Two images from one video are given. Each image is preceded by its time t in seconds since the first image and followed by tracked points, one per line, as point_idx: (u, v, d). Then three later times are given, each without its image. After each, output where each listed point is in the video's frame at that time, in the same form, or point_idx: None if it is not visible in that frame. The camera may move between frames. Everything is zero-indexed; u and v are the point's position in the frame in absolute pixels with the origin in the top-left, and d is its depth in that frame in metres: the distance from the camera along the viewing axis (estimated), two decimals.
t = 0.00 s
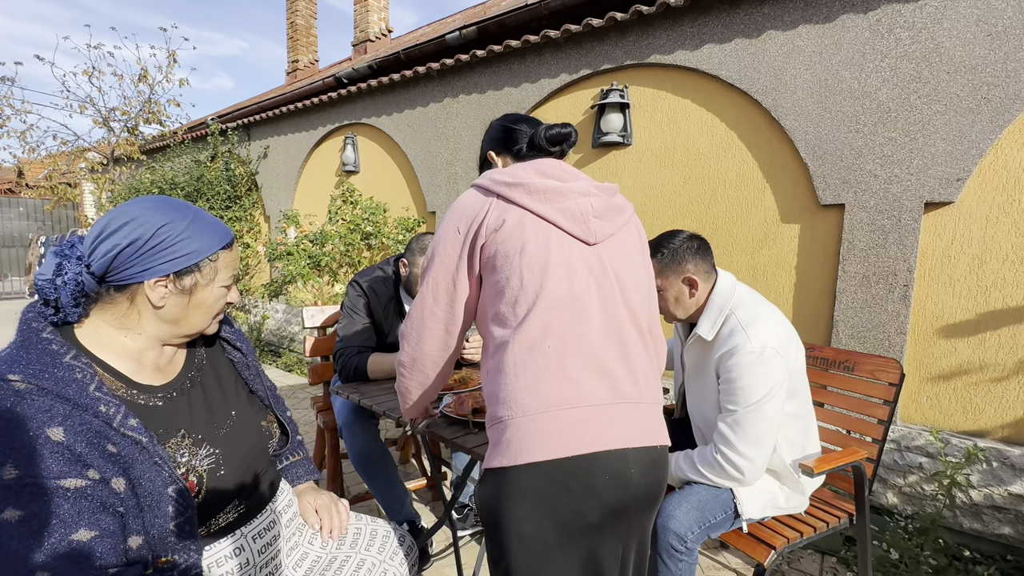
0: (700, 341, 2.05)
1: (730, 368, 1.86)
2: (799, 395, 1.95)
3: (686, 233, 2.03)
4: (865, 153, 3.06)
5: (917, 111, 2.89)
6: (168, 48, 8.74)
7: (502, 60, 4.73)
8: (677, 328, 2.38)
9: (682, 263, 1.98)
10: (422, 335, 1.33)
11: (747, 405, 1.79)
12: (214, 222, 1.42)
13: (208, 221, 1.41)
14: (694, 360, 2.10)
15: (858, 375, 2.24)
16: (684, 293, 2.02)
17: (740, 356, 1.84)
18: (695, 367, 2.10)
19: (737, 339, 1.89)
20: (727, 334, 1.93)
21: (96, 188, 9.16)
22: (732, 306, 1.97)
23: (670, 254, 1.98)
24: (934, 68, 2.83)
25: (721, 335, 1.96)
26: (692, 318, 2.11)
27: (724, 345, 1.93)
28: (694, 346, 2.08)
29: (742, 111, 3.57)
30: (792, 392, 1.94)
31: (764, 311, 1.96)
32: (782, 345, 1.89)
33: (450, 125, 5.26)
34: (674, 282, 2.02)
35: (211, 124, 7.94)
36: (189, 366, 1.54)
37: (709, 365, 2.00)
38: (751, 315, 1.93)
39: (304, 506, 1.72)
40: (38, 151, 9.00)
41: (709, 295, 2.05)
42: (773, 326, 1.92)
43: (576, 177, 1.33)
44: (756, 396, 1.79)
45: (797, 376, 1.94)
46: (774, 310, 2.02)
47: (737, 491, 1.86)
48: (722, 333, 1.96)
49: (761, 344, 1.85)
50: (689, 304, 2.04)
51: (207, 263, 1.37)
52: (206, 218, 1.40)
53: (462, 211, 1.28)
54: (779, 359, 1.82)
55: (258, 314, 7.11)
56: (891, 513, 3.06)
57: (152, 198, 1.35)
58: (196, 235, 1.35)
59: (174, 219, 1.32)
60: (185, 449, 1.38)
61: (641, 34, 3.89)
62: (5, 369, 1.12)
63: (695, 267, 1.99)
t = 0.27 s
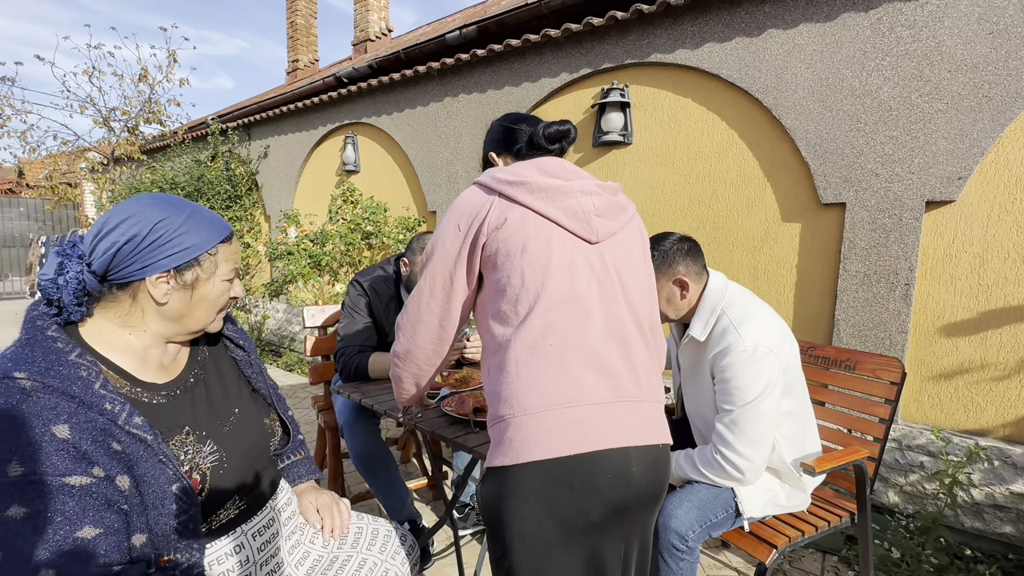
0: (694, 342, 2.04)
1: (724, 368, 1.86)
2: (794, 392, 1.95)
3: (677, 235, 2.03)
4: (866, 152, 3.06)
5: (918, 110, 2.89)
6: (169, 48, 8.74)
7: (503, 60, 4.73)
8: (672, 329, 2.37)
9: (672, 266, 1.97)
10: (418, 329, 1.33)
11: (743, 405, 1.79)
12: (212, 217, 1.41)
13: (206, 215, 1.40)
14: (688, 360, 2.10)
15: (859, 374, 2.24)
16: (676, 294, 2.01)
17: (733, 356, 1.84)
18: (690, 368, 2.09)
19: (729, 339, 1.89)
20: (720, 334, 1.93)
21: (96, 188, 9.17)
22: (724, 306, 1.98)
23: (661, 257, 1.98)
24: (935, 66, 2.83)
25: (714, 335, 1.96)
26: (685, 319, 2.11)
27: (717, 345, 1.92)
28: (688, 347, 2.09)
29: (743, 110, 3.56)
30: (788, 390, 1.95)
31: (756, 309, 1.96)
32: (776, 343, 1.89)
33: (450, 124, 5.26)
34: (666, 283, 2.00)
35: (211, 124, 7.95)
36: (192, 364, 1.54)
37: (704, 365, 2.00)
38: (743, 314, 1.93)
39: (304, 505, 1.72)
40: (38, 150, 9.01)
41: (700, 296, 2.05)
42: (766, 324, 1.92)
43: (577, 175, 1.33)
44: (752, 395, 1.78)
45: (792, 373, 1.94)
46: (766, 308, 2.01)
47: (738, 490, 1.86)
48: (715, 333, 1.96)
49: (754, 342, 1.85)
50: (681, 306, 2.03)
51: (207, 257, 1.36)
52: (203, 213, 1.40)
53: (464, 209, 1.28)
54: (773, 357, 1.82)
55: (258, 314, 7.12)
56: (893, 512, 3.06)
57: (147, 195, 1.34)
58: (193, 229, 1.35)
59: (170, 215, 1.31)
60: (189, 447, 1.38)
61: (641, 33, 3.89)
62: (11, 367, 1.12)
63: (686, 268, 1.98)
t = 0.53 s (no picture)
0: (685, 346, 2.03)
1: (716, 371, 1.84)
2: (791, 391, 1.94)
3: (661, 241, 2.06)
4: (870, 151, 3.05)
5: (922, 109, 2.88)
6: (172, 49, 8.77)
7: (505, 59, 4.73)
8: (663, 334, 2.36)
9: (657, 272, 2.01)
10: (422, 330, 1.32)
11: (738, 406, 1.77)
12: (190, 199, 1.41)
13: (184, 199, 1.39)
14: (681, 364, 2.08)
15: (864, 374, 2.23)
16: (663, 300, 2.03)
17: (724, 357, 1.83)
18: (683, 372, 2.08)
19: (719, 341, 1.87)
20: (709, 336, 1.92)
21: (100, 188, 9.20)
22: (712, 309, 1.97)
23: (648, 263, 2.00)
24: (940, 65, 2.82)
25: (704, 338, 1.95)
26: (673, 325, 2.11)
27: (708, 348, 1.91)
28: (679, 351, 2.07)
29: (746, 109, 3.55)
30: (783, 388, 1.93)
31: (745, 309, 1.95)
32: (766, 342, 1.87)
33: (453, 124, 5.26)
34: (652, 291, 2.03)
35: (214, 124, 7.96)
36: (203, 362, 1.55)
37: (696, 369, 1.99)
38: (733, 315, 1.92)
39: (309, 505, 1.72)
40: (42, 151, 9.04)
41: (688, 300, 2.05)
42: (756, 323, 1.91)
43: (582, 175, 1.33)
44: (746, 395, 1.77)
45: (787, 371, 1.92)
46: (756, 307, 2.01)
47: (741, 490, 1.86)
48: (704, 336, 1.95)
49: (744, 343, 1.83)
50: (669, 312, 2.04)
51: (196, 235, 1.37)
52: (180, 196, 1.39)
53: (469, 206, 1.28)
54: (764, 356, 1.80)
55: (262, 313, 7.14)
56: (897, 513, 3.05)
57: (121, 190, 1.34)
58: (174, 213, 1.34)
59: (147, 201, 1.31)
60: (200, 443, 1.39)
61: (644, 32, 3.88)
62: (29, 360, 1.14)
63: (671, 275, 2.00)
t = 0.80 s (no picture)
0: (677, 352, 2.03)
1: (706, 376, 1.82)
2: (785, 393, 1.92)
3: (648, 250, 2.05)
4: (876, 151, 3.03)
5: (929, 108, 2.86)
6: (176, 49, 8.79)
7: (508, 59, 4.72)
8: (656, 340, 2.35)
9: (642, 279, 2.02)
10: (430, 337, 1.29)
11: (732, 410, 1.76)
12: (196, 200, 1.40)
13: (190, 199, 1.39)
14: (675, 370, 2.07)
15: (870, 376, 2.21)
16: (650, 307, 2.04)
17: (713, 361, 1.81)
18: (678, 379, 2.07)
19: (707, 346, 1.86)
20: (697, 341, 1.90)
21: (105, 188, 9.25)
22: (699, 314, 1.97)
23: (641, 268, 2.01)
24: (947, 64, 2.80)
25: (692, 343, 1.93)
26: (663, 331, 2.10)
27: (697, 353, 1.89)
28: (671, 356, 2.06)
29: (751, 109, 3.54)
30: (776, 390, 1.92)
31: (734, 312, 1.93)
32: (755, 343, 1.84)
33: (456, 124, 5.26)
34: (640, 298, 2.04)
35: (218, 124, 7.99)
36: (208, 362, 1.54)
37: (687, 374, 1.97)
38: (720, 319, 1.90)
39: (313, 506, 1.72)
40: (48, 151, 9.09)
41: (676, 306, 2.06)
42: (744, 324, 1.88)
43: (589, 176, 1.32)
44: (739, 399, 1.75)
45: (779, 372, 1.90)
46: (747, 309, 2.00)
47: (744, 492, 1.85)
48: (693, 341, 1.93)
49: (731, 346, 1.81)
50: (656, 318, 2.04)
51: (202, 233, 1.37)
52: (186, 196, 1.39)
53: (476, 205, 1.26)
54: (753, 358, 1.78)
55: (266, 313, 7.16)
56: (902, 515, 3.04)
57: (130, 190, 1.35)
58: (181, 211, 1.35)
59: (155, 200, 1.32)
60: (207, 441, 1.39)
61: (648, 32, 3.87)
62: (41, 357, 1.14)
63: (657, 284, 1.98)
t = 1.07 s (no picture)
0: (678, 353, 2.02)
1: (707, 379, 1.80)
2: (786, 393, 1.90)
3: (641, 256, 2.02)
4: (883, 149, 3.00)
5: (938, 106, 2.83)
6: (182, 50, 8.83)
7: (513, 58, 4.71)
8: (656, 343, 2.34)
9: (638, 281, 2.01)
10: (437, 337, 1.27)
11: (734, 411, 1.74)
12: (202, 200, 1.40)
13: (196, 200, 1.39)
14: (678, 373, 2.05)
15: (877, 376, 2.19)
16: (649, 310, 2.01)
17: (713, 363, 1.79)
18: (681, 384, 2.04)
19: (707, 347, 1.84)
20: (697, 343, 1.89)
21: (111, 188, 9.30)
22: (698, 316, 1.95)
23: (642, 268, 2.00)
24: (956, 62, 2.77)
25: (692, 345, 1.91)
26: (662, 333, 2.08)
27: (696, 355, 1.87)
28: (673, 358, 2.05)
29: (757, 108, 3.52)
30: (778, 390, 1.90)
31: (733, 313, 1.91)
32: (756, 344, 1.82)
33: (460, 123, 5.26)
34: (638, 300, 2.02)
35: (223, 125, 8.02)
36: (212, 360, 1.54)
37: (689, 377, 1.95)
38: (718, 321, 1.88)
39: (317, 505, 1.72)
40: (55, 151, 9.15)
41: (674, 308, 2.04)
42: (745, 325, 1.86)
43: (597, 172, 1.31)
44: (741, 400, 1.73)
45: (782, 372, 1.88)
46: (746, 308, 1.98)
47: (749, 494, 1.83)
48: (693, 343, 1.91)
49: (731, 347, 1.79)
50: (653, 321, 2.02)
51: (206, 231, 1.37)
52: (192, 195, 1.39)
53: (484, 201, 1.25)
54: (754, 358, 1.76)
55: (271, 313, 7.19)
56: (910, 516, 3.01)
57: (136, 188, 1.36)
58: (186, 208, 1.36)
59: (161, 197, 1.32)
60: (212, 439, 1.39)
61: (653, 30, 3.85)
62: (48, 355, 1.14)
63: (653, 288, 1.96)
